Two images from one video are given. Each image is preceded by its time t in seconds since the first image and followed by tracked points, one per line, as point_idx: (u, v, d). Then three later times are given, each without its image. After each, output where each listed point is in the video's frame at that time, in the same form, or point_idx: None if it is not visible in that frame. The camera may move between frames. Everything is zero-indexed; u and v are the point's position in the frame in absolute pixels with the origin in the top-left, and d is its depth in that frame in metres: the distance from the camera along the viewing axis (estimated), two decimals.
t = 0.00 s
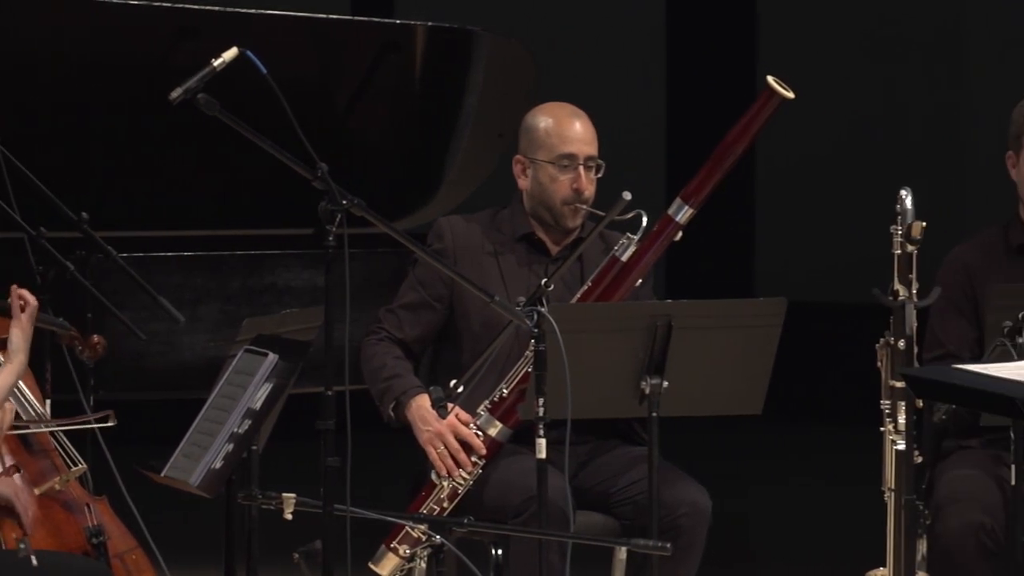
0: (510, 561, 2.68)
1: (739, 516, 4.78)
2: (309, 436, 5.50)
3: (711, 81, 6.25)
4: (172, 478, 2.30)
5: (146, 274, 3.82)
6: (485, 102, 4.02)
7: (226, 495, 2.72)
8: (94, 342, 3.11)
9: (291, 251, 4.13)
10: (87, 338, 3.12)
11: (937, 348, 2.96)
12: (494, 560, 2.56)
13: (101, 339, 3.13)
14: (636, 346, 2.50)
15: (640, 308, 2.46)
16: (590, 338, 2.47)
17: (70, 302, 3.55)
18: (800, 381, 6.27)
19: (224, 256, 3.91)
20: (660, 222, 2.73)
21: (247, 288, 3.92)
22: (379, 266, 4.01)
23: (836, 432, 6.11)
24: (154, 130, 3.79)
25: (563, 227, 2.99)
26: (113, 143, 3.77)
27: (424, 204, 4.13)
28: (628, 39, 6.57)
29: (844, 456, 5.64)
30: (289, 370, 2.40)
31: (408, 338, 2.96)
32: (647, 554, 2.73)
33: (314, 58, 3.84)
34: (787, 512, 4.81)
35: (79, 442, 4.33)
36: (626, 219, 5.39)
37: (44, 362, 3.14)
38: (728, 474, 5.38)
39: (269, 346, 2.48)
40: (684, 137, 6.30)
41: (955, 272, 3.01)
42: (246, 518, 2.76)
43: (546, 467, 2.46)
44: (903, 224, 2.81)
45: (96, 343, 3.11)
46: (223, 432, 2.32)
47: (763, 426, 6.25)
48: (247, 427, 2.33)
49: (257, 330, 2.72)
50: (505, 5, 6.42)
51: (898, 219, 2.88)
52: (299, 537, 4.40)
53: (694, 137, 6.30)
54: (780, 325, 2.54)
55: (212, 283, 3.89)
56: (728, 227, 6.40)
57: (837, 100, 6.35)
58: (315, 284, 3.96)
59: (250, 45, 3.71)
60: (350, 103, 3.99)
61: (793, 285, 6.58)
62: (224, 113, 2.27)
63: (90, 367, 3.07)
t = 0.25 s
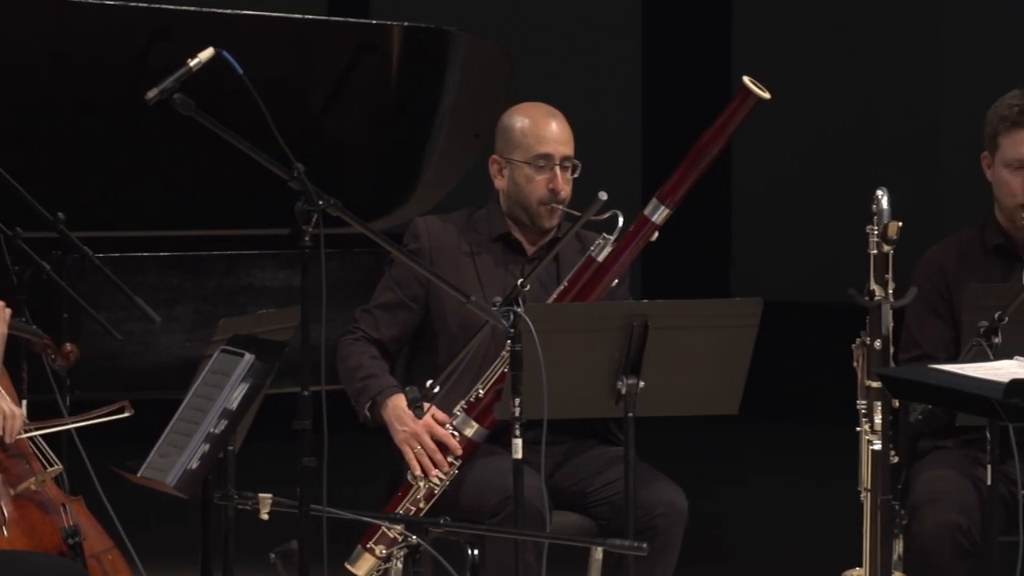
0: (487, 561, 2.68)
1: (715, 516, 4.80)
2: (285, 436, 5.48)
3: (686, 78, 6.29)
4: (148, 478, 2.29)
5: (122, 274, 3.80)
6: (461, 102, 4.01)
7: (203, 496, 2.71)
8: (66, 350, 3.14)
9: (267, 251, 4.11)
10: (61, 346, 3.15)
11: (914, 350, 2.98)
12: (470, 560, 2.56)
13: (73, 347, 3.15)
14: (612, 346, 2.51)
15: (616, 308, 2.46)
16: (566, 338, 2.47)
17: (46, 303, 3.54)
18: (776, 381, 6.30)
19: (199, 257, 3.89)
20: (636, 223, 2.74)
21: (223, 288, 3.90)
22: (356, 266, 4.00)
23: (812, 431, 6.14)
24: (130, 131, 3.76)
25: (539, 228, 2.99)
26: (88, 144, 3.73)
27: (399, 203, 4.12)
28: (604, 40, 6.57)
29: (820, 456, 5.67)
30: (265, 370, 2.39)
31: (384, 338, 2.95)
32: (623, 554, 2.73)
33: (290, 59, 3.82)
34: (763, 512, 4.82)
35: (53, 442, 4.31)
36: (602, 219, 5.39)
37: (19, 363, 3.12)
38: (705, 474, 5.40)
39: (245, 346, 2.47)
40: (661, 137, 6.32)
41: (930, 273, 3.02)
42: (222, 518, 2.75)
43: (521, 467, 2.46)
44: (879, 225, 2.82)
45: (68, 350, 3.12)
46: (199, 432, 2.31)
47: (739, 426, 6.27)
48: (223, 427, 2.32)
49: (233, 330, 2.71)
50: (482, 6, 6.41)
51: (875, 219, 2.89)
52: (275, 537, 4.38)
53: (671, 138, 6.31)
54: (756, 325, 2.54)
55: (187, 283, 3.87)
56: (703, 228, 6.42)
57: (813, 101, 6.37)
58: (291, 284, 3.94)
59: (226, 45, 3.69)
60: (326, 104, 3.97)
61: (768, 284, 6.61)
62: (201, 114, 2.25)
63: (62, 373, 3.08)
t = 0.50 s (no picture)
0: (465, 561, 2.67)
1: (693, 514, 4.81)
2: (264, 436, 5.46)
3: (665, 81, 6.31)
4: (126, 478, 2.28)
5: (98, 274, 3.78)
6: (439, 101, 4.01)
7: (180, 497, 2.70)
8: (48, 342, 3.06)
9: (244, 251, 4.10)
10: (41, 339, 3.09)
11: (891, 350, 3.00)
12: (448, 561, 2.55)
13: (54, 339, 3.08)
14: (590, 346, 2.51)
15: (594, 308, 2.46)
16: (544, 338, 2.47)
17: (25, 304, 3.52)
18: (753, 380, 6.32)
19: (176, 256, 3.87)
20: (614, 223, 2.74)
21: (200, 288, 3.89)
22: (333, 266, 3.99)
23: (789, 431, 6.16)
24: (109, 132, 3.76)
25: (517, 227, 2.99)
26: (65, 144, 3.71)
27: (377, 204, 4.12)
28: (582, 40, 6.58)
29: (797, 454, 5.69)
30: (242, 371, 2.38)
31: (362, 339, 2.94)
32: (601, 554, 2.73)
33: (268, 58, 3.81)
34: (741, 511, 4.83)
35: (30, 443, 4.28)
36: (580, 219, 5.40)
37: None
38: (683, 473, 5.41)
39: (223, 346, 2.44)
40: (639, 138, 6.34)
41: (907, 272, 3.04)
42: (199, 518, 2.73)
43: (499, 467, 2.45)
44: (856, 225, 2.83)
45: (50, 343, 3.06)
46: (177, 432, 2.30)
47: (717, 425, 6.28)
48: (200, 427, 2.31)
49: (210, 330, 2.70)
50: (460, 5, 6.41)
51: (852, 219, 2.91)
52: (254, 537, 4.37)
53: (648, 138, 6.32)
54: (732, 325, 2.55)
55: (164, 283, 3.85)
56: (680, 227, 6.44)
57: (790, 101, 6.40)
58: (268, 284, 3.93)
59: (203, 44, 3.67)
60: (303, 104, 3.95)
61: (746, 284, 6.62)
62: (179, 114, 2.24)
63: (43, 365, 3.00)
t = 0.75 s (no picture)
0: (441, 561, 2.67)
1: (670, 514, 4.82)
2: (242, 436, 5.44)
3: (648, 89, 6.46)
4: (103, 479, 2.27)
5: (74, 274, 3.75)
6: (416, 101, 4.00)
7: (158, 497, 2.69)
8: (27, 344, 3.11)
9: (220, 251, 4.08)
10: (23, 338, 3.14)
11: (868, 350, 3.01)
12: (425, 560, 2.55)
13: (34, 340, 3.11)
14: (567, 346, 2.51)
15: (572, 308, 2.46)
16: (522, 337, 2.47)
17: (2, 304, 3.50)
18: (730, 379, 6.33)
19: (152, 256, 3.85)
20: (591, 222, 2.74)
21: (177, 288, 3.87)
22: (310, 266, 3.98)
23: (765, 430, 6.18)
24: (85, 132, 3.72)
25: (494, 228, 2.99)
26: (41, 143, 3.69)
27: (354, 203, 4.11)
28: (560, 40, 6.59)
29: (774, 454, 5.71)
30: (220, 370, 2.36)
31: (339, 339, 2.93)
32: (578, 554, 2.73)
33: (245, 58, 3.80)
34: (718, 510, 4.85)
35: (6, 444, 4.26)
36: (558, 219, 5.40)
37: None
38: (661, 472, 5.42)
39: (199, 346, 2.42)
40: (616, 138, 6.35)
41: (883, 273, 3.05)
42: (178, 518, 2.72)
43: (477, 467, 2.45)
44: (833, 225, 2.84)
45: (29, 344, 3.10)
46: (154, 432, 2.29)
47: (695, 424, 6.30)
48: (178, 427, 2.30)
49: (188, 330, 2.67)
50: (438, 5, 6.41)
51: (829, 219, 2.92)
52: (231, 538, 4.35)
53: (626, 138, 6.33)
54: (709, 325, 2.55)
55: (140, 283, 3.83)
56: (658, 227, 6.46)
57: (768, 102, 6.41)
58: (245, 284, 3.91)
59: (180, 44, 3.66)
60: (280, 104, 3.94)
61: (723, 284, 6.64)
62: (156, 114, 2.23)
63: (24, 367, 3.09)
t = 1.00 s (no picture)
0: (420, 561, 2.67)
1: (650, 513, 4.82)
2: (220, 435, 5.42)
3: (624, 83, 6.42)
4: (81, 479, 2.26)
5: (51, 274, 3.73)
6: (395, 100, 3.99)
7: (137, 497, 2.67)
8: (15, 330, 3.19)
9: (199, 250, 4.06)
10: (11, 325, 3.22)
11: (846, 350, 3.02)
12: (404, 560, 2.54)
13: (22, 326, 3.21)
14: (546, 346, 2.51)
15: (551, 308, 2.46)
16: (501, 338, 2.47)
17: None
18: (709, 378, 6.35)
19: (130, 256, 3.83)
20: (570, 222, 2.74)
21: (155, 288, 3.85)
22: (289, 266, 3.97)
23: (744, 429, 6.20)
24: (63, 131, 3.70)
25: (473, 227, 2.98)
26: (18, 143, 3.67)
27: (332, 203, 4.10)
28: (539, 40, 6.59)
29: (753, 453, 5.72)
30: (198, 370, 2.35)
31: (317, 339, 2.93)
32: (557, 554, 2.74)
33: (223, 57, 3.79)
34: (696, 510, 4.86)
35: None
36: (536, 219, 5.40)
37: None
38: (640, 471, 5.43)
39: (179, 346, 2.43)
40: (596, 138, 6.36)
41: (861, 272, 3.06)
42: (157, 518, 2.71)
43: (456, 467, 2.45)
44: (812, 225, 2.85)
45: (17, 331, 3.19)
46: (133, 432, 2.28)
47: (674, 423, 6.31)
48: (156, 428, 2.29)
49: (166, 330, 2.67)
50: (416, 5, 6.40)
51: (808, 219, 2.92)
52: (210, 538, 4.33)
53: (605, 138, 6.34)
54: (688, 325, 2.55)
55: (118, 282, 3.81)
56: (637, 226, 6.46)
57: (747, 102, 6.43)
58: (224, 284, 3.90)
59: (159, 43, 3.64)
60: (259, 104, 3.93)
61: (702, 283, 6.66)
62: (134, 114, 2.22)
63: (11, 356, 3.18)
